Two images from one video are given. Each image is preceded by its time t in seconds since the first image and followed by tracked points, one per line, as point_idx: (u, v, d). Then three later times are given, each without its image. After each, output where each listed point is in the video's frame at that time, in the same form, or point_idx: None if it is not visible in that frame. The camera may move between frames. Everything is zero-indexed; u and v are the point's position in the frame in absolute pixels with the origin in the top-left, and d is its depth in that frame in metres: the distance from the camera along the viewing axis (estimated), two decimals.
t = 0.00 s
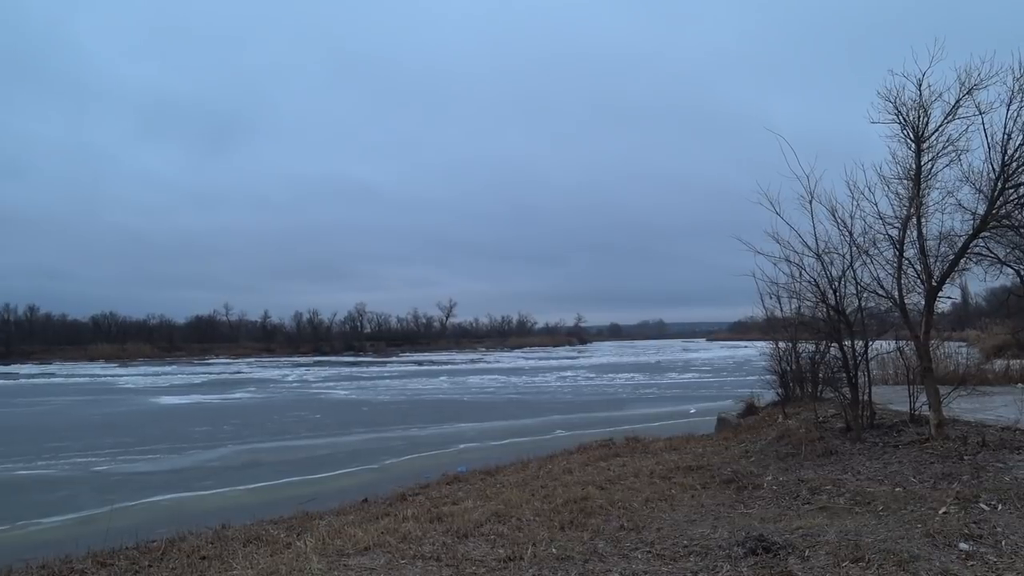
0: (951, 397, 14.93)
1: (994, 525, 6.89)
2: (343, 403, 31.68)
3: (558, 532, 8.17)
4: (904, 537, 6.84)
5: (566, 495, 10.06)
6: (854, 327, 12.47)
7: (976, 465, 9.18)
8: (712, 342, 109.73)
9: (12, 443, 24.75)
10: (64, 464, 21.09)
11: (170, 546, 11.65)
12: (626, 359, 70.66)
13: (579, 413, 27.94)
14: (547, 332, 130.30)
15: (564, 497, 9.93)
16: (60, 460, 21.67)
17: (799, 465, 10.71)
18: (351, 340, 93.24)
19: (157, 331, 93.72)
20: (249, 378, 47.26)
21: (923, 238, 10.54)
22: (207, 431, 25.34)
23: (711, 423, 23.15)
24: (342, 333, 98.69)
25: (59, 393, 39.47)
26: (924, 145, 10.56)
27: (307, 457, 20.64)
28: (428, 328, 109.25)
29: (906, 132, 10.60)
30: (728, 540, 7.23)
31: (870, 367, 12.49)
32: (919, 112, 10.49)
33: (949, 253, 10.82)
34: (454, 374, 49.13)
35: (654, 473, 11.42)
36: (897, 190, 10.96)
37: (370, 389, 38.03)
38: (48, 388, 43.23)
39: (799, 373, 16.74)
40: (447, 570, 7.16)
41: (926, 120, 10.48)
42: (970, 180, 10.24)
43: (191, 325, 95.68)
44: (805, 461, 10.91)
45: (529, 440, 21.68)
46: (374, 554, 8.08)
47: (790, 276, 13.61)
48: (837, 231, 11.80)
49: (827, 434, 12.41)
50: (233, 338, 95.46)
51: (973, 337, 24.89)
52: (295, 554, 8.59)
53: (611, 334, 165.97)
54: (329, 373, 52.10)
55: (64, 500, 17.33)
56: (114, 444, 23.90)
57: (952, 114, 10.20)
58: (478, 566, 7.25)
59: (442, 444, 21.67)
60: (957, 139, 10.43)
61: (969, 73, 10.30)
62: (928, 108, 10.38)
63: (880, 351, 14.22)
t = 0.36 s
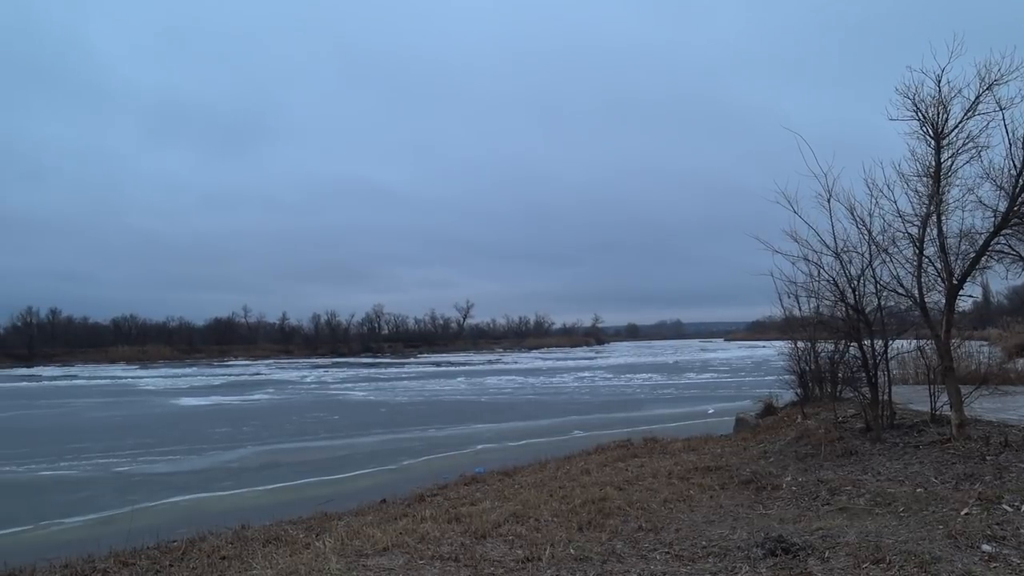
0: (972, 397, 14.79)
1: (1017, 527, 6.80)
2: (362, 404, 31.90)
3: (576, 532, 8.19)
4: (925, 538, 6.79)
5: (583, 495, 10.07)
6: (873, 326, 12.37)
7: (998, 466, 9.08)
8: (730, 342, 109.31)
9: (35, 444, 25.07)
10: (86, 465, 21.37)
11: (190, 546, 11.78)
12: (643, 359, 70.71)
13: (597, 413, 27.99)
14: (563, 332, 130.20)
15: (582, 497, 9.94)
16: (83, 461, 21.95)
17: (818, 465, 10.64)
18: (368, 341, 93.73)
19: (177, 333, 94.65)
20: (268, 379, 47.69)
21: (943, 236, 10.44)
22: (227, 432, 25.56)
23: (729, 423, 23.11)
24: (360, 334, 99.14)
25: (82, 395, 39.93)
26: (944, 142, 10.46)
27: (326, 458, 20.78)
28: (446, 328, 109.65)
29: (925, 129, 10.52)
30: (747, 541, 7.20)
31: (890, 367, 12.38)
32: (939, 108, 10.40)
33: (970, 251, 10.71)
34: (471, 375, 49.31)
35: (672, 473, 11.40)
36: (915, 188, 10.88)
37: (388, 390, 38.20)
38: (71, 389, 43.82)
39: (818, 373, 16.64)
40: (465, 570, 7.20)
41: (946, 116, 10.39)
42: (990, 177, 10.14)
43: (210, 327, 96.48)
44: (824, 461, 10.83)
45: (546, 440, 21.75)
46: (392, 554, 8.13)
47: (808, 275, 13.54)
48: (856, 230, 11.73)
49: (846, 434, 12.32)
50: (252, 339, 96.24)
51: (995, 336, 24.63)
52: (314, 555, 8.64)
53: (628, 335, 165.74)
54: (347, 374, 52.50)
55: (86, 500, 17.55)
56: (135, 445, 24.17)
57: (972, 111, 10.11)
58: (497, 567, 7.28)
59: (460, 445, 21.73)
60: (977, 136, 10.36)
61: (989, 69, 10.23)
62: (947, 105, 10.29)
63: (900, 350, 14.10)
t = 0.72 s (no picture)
0: (995, 396, 14.61)
1: None
2: (380, 403, 32.01)
3: (594, 532, 8.19)
4: (947, 539, 6.73)
5: (601, 495, 10.05)
6: (893, 324, 12.26)
7: (1021, 466, 8.97)
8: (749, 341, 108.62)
9: (58, 443, 25.35)
10: (107, 463, 21.60)
11: (210, 544, 11.86)
12: (662, 359, 70.43)
13: (615, 413, 27.91)
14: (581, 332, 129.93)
15: (600, 497, 9.93)
16: (104, 459, 22.19)
17: (838, 465, 10.56)
18: (386, 341, 94.01)
19: (197, 333, 95.42)
20: (287, 379, 47.97)
21: (964, 233, 10.34)
22: (246, 431, 25.73)
23: (748, 423, 22.96)
24: (377, 334, 99.45)
25: (103, 395, 40.34)
26: (965, 138, 10.36)
27: (344, 457, 20.87)
28: (463, 328, 109.80)
29: (945, 125, 10.43)
30: (766, 542, 7.17)
31: (910, 366, 12.25)
32: (960, 104, 10.30)
33: (991, 249, 10.60)
34: (489, 375, 49.35)
35: (690, 473, 11.36)
36: (936, 185, 10.78)
37: (405, 390, 38.28)
38: (93, 389, 44.30)
39: (837, 373, 16.50)
40: (483, 570, 7.20)
41: (967, 112, 10.29)
42: (1013, 173, 10.02)
43: (229, 326, 97.16)
44: (844, 461, 10.76)
45: (564, 440, 21.71)
46: (410, 553, 8.16)
47: (827, 274, 13.44)
48: (875, 227, 11.65)
49: (866, 434, 12.22)
50: (271, 339, 96.85)
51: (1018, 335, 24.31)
52: (332, 553, 8.68)
53: (645, 334, 165.13)
54: (365, 373, 52.72)
55: (107, 499, 17.71)
56: (155, 444, 24.38)
57: (994, 107, 10.00)
58: (515, 566, 7.29)
59: (477, 444, 21.72)
60: (998, 132, 10.27)
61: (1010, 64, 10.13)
62: (968, 100, 10.20)
63: (921, 349, 13.96)
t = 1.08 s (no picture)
0: (1016, 398, 14.46)
1: None
2: (397, 403, 32.16)
3: (611, 533, 8.18)
4: (967, 543, 6.67)
5: (618, 496, 10.05)
6: (913, 325, 12.16)
7: None
8: (766, 342, 108.14)
9: (79, 441, 25.66)
10: (127, 462, 21.85)
11: (229, 542, 11.96)
12: (679, 359, 70.37)
13: (632, 413, 27.91)
14: (598, 333, 129.73)
15: (618, 498, 9.91)
16: (124, 458, 22.45)
17: (857, 467, 10.49)
18: (403, 341, 94.40)
19: (216, 334, 96.21)
20: (304, 379, 48.29)
21: (985, 233, 10.22)
22: (264, 431, 25.94)
23: (765, 424, 22.90)
24: (394, 334, 99.80)
25: (124, 394, 40.79)
26: (985, 136, 10.25)
27: (360, 457, 20.98)
28: (479, 328, 110.01)
29: (966, 124, 10.33)
30: (785, 544, 7.14)
31: (930, 367, 12.13)
32: (980, 103, 10.19)
33: (1013, 249, 10.47)
34: (505, 375, 49.46)
35: (707, 474, 11.30)
36: (956, 185, 10.68)
37: (422, 390, 38.42)
38: (113, 388, 44.77)
39: (856, 374, 16.39)
40: (500, 570, 7.22)
41: (987, 111, 10.18)
42: None
43: (248, 327, 97.84)
44: (863, 463, 10.67)
45: (580, 440, 21.74)
46: (427, 553, 8.19)
47: (847, 274, 13.35)
48: (895, 227, 11.56)
49: (886, 436, 12.12)
50: (289, 339, 97.49)
51: None
52: (350, 553, 8.74)
53: (662, 334, 164.77)
54: (382, 373, 52.97)
55: (127, 497, 17.91)
56: (174, 443, 24.62)
57: (1015, 106, 9.89)
58: (531, 567, 7.30)
59: (493, 444, 21.76)
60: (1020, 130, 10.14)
61: None
62: (989, 99, 10.09)
63: (942, 350, 13.84)
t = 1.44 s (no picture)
0: None
1: None
2: (413, 403, 32.24)
3: (627, 533, 8.17)
4: (989, 545, 6.61)
5: (634, 496, 10.04)
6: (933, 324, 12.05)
7: None
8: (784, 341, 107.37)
9: (99, 440, 25.94)
10: (146, 461, 22.05)
11: (247, 541, 12.04)
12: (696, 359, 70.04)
13: (648, 413, 27.80)
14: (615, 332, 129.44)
15: (635, 498, 9.89)
16: (143, 457, 22.65)
17: (876, 468, 10.41)
18: (420, 341, 94.54)
19: (234, 333, 96.90)
20: (321, 378, 48.55)
21: (1006, 231, 10.11)
22: (281, 430, 26.07)
23: (783, 424, 22.73)
24: (411, 334, 100.06)
25: (143, 393, 41.17)
26: (1006, 133, 10.14)
27: (377, 456, 21.05)
28: (495, 327, 110.05)
29: (986, 121, 10.22)
30: (803, 545, 7.11)
31: (951, 367, 12.02)
32: (1001, 99, 10.08)
33: None
34: (522, 375, 49.50)
35: (725, 474, 11.26)
36: (976, 182, 10.57)
37: (439, 389, 38.50)
38: (133, 388, 45.20)
39: (875, 373, 16.26)
40: (517, 570, 7.23)
41: (1009, 107, 10.06)
42: None
43: (265, 327, 98.44)
44: (883, 464, 10.59)
45: (597, 440, 21.68)
46: (444, 552, 8.22)
47: (865, 273, 13.25)
48: (914, 225, 11.46)
49: (905, 436, 12.02)
50: (306, 339, 97.97)
51: None
52: (367, 552, 8.78)
53: (679, 334, 164.13)
54: (398, 373, 53.11)
55: (147, 495, 18.08)
56: (193, 442, 24.81)
57: None
58: (548, 566, 7.31)
59: (510, 444, 21.77)
60: None
61: None
62: (1010, 95, 9.98)
63: (961, 349, 13.71)
